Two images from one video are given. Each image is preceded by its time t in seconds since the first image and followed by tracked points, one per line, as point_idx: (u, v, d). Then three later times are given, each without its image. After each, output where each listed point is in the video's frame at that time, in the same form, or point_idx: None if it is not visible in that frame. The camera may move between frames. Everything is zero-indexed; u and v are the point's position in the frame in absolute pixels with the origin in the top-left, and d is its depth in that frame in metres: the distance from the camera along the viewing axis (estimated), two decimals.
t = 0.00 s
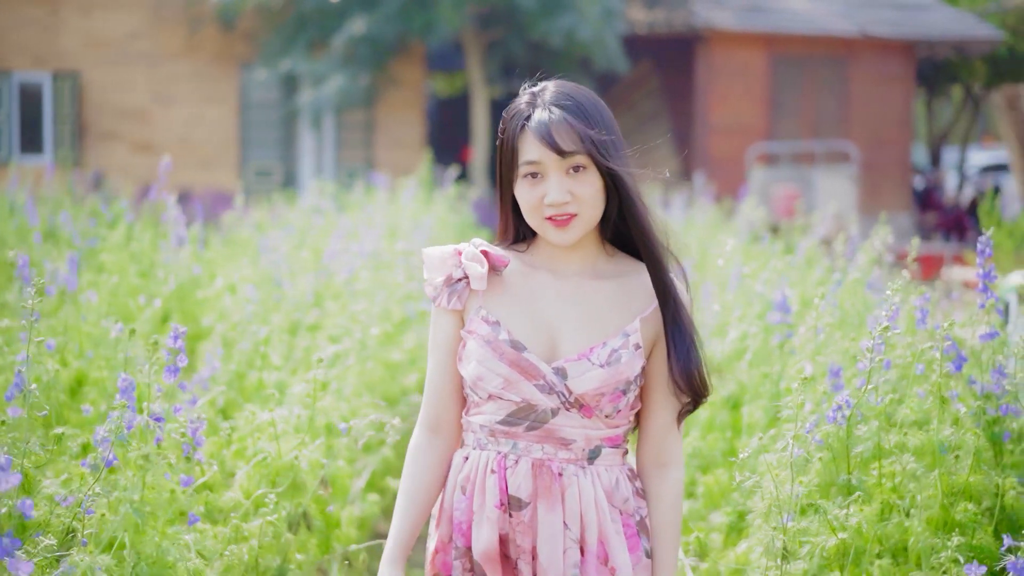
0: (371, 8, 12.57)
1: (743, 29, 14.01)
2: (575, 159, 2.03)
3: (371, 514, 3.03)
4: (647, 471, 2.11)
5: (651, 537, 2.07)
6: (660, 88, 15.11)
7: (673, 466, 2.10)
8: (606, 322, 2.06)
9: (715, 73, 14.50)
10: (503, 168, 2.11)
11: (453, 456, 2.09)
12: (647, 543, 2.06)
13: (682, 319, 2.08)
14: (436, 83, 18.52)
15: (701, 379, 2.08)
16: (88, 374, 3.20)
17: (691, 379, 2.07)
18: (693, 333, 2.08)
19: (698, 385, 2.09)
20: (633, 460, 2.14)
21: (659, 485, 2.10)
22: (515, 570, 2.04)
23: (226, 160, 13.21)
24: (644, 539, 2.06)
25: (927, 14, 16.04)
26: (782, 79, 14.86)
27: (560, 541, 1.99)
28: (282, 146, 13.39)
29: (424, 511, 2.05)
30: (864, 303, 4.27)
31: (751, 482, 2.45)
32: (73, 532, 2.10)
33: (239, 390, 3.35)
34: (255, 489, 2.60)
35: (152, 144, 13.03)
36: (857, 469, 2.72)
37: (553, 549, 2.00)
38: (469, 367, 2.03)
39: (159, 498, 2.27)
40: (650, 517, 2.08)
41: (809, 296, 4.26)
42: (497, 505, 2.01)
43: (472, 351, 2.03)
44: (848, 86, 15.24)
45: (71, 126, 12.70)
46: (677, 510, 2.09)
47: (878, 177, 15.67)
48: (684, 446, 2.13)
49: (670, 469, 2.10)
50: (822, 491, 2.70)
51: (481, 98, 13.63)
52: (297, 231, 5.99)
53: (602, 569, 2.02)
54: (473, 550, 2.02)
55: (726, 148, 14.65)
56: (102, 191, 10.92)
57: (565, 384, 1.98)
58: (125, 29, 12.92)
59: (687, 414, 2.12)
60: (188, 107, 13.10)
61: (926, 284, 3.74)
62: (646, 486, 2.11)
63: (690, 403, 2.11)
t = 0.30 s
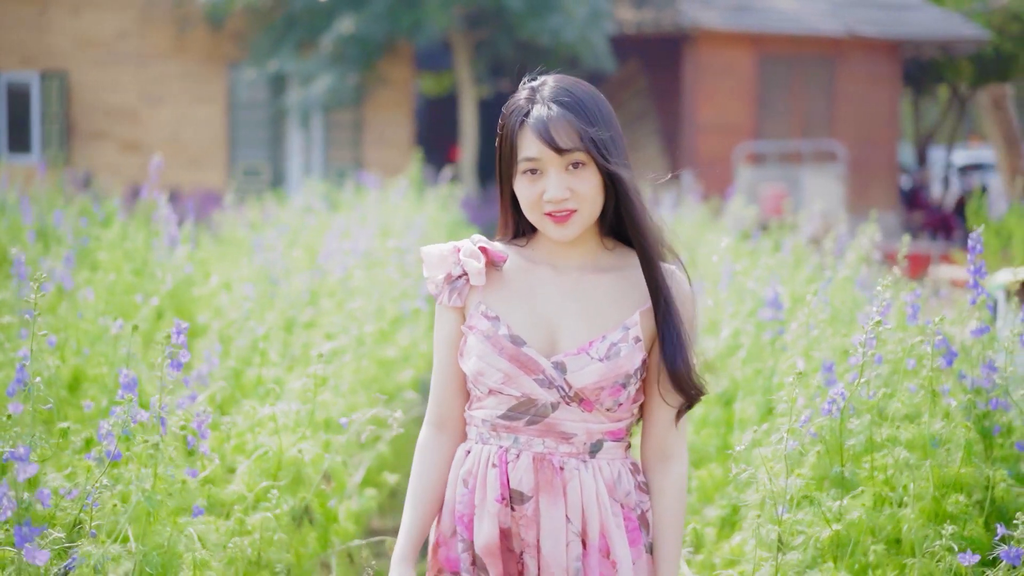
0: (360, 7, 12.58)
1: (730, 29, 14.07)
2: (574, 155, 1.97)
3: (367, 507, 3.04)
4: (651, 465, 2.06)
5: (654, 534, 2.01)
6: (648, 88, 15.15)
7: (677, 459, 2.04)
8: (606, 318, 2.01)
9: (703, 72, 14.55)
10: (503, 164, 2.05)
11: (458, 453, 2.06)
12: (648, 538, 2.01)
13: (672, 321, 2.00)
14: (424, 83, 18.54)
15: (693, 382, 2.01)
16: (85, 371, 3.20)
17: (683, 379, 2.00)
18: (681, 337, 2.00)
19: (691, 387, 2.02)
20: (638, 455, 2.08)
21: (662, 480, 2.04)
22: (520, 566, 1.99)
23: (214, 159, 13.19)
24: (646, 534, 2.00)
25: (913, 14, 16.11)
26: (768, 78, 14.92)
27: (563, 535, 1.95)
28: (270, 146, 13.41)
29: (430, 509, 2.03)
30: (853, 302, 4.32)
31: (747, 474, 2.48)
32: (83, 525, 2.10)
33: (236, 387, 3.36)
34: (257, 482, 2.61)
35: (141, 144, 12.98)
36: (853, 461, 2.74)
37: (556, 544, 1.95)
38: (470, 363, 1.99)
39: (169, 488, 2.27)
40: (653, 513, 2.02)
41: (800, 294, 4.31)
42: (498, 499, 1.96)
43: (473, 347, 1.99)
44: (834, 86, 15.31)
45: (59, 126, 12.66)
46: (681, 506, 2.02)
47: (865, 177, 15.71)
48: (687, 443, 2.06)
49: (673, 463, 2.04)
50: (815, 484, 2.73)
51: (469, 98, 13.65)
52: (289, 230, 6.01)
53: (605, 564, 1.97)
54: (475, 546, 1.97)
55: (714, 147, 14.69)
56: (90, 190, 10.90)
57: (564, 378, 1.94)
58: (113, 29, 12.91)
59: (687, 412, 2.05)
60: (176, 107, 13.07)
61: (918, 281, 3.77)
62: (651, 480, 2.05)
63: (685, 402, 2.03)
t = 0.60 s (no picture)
0: (348, 6, 12.59)
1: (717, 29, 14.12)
2: (576, 153, 1.97)
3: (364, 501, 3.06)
4: (652, 460, 2.07)
5: (655, 530, 2.03)
6: (635, 87, 15.20)
7: (678, 454, 2.06)
8: (607, 313, 2.01)
9: (690, 72, 14.60)
10: (505, 161, 2.05)
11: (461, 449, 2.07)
12: (649, 532, 2.02)
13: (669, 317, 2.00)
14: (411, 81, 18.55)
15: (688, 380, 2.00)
16: (85, 367, 3.25)
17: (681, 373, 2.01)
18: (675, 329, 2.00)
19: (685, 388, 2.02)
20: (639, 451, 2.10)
21: (664, 475, 2.05)
22: (525, 561, 1.99)
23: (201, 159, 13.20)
24: (646, 530, 2.01)
25: (899, 14, 16.20)
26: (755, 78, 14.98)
27: (567, 530, 1.95)
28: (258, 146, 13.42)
29: (432, 502, 2.05)
30: (843, 301, 4.36)
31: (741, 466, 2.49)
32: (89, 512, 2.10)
33: (233, 382, 3.41)
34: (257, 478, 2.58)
35: (128, 144, 12.98)
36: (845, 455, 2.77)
37: (559, 539, 1.95)
38: (471, 359, 1.99)
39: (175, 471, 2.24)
40: (655, 509, 2.03)
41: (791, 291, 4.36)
42: (500, 494, 1.96)
43: (474, 343, 1.99)
44: (821, 86, 15.38)
45: (46, 126, 12.69)
46: (683, 501, 2.04)
47: (851, 176, 15.80)
48: (690, 436, 2.08)
49: (675, 458, 2.06)
50: (809, 476, 2.75)
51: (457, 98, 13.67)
52: (282, 229, 6.04)
53: (607, 558, 1.97)
54: (476, 541, 1.97)
55: (701, 147, 14.74)
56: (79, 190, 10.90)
57: (566, 374, 1.94)
58: (100, 29, 12.88)
59: (687, 408, 2.06)
60: (164, 107, 13.06)
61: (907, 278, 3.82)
62: (651, 476, 2.06)
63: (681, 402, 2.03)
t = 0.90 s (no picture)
0: (334, 6, 12.58)
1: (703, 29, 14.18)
2: (584, 159, 1.95)
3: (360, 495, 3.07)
4: (654, 459, 2.05)
5: (658, 528, 2.01)
6: (622, 88, 15.23)
7: (680, 452, 2.04)
8: (611, 314, 2.00)
9: (676, 72, 14.65)
10: (510, 164, 2.03)
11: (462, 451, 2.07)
12: (653, 531, 2.00)
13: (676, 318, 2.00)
14: (398, 81, 18.56)
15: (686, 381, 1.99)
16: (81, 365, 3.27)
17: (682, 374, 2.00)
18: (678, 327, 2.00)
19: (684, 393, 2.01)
20: (641, 449, 2.08)
21: (667, 472, 2.03)
22: (532, 563, 1.97)
23: (187, 158, 13.18)
24: (650, 530, 2.00)
25: (884, 15, 16.28)
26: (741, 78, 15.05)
27: (575, 530, 1.93)
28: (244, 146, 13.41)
29: (434, 500, 2.06)
30: (833, 300, 4.40)
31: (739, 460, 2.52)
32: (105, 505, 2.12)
33: (230, 378, 3.42)
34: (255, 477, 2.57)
35: (115, 143, 12.96)
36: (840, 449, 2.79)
37: (567, 540, 1.93)
38: (477, 361, 1.98)
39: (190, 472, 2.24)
40: (659, 508, 2.02)
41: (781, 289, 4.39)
42: (507, 495, 1.95)
43: (480, 346, 1.98)
44: (805, 86, 15.46)
45: (32, 125, 12.70)
46: (684, 500, 2.02)
47: (836, 176, 15.87)
48: (692, 433, 2.06)
49: (676, 457, 2.04)
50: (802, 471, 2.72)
51: (443, 98, 13.68)
52: (274, 228, 6.04)
53: (615, 558, 1.96)
54: (484, 543, 1.95)
55: (687, 147, 14.78)
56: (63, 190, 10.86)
57: (573, 376, 1.93)
58: (86, 28, 12.85)
59: (687, 408, 2.04)
60: (150, 106, 13.05)
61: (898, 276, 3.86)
62: (654, 473, 2.04)
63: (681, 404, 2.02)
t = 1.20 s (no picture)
0: (323, 5, 12.60)
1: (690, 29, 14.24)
2: (593, 170, 1.97)
3: (363, 489, 3.12)
4: (657, 463, 2.09)
5: (663, 534, 2.05)
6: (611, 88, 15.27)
7: (684, 456, 2.08)
8: (619, 319, 2.03)
9: (664, 72, 14.69)
10: (518, 173, 2.05)
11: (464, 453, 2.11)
12: (659, 534, 2.04)
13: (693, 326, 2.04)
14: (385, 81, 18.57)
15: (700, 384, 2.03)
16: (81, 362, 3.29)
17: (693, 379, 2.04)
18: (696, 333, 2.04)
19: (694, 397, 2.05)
20: (644, 452, 2.11)
21: (671, 476, 2.07)
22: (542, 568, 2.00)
23: (175, 157, 13.16)
24: (656, 532, 2.03)
25: (869, 15, 16.37)
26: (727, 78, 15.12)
27: (584, 536, 1.96)
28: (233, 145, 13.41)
29: (440, 502, 2.10)
30: (825, 298, 4.47)
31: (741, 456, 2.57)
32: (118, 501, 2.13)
33: (231, 375, 3.45)
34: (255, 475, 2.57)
35: (103, 142, 12.93)
36: (836, 442, 2.82)
37: (578, 546, 1.96)
38: (485, 368, 2.00)
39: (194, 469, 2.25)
40: (663, 510, 2.05)
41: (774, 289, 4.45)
42: (518, 503, 1.97)
43: (487, 352, 2.01)
44: (792, 86, 15.54)
45: (20, 124, 12.63)
46: (688, 503, 2.06)
47: (824, 176, 15.92)
48: (694, 438, 2.11)
49: (680, 462, 2.08)
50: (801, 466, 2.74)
51: (432, 98, 13.72)
52: (267, 229, 6.05)
53: (624, 562, 1.99)
54: (497, 551, 1.98)
55: (675, 147, 14.82)
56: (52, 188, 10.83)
57: (583, 383, 1.96)
58: (75, 27, 12.77)
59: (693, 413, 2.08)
60: (139, 106, 13.03)
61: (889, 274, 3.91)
62: (658, 477, 2.08)
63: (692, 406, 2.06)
